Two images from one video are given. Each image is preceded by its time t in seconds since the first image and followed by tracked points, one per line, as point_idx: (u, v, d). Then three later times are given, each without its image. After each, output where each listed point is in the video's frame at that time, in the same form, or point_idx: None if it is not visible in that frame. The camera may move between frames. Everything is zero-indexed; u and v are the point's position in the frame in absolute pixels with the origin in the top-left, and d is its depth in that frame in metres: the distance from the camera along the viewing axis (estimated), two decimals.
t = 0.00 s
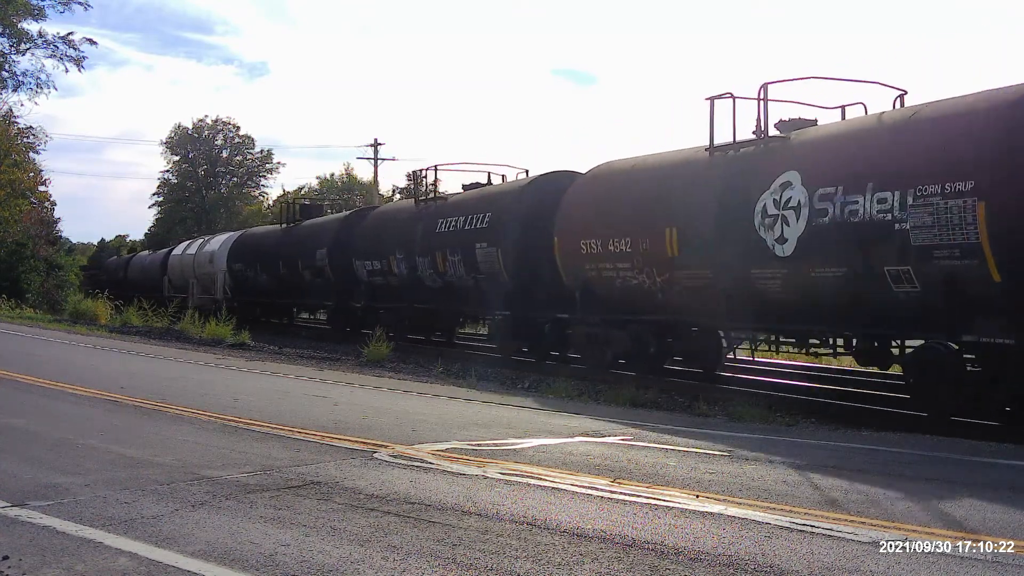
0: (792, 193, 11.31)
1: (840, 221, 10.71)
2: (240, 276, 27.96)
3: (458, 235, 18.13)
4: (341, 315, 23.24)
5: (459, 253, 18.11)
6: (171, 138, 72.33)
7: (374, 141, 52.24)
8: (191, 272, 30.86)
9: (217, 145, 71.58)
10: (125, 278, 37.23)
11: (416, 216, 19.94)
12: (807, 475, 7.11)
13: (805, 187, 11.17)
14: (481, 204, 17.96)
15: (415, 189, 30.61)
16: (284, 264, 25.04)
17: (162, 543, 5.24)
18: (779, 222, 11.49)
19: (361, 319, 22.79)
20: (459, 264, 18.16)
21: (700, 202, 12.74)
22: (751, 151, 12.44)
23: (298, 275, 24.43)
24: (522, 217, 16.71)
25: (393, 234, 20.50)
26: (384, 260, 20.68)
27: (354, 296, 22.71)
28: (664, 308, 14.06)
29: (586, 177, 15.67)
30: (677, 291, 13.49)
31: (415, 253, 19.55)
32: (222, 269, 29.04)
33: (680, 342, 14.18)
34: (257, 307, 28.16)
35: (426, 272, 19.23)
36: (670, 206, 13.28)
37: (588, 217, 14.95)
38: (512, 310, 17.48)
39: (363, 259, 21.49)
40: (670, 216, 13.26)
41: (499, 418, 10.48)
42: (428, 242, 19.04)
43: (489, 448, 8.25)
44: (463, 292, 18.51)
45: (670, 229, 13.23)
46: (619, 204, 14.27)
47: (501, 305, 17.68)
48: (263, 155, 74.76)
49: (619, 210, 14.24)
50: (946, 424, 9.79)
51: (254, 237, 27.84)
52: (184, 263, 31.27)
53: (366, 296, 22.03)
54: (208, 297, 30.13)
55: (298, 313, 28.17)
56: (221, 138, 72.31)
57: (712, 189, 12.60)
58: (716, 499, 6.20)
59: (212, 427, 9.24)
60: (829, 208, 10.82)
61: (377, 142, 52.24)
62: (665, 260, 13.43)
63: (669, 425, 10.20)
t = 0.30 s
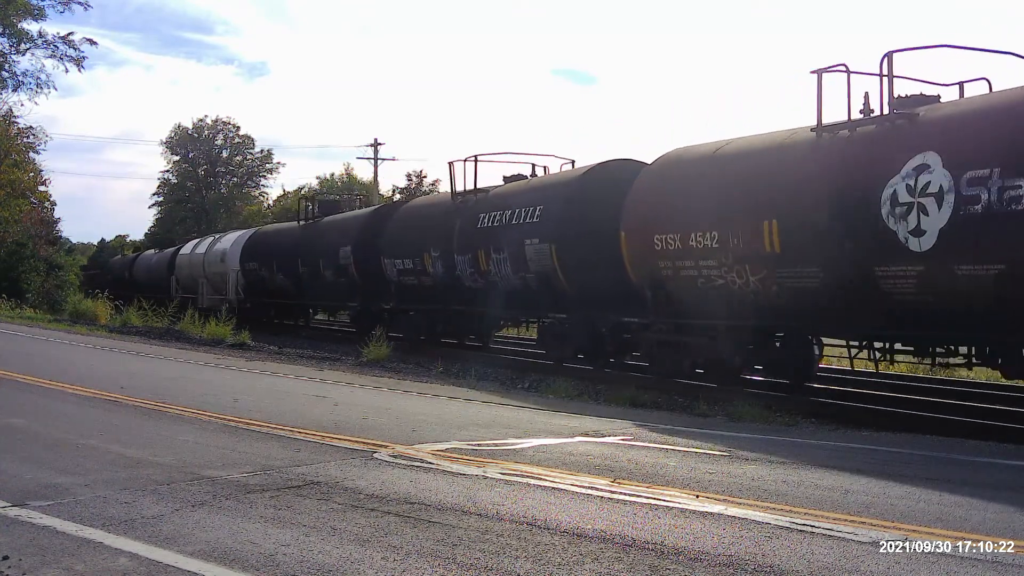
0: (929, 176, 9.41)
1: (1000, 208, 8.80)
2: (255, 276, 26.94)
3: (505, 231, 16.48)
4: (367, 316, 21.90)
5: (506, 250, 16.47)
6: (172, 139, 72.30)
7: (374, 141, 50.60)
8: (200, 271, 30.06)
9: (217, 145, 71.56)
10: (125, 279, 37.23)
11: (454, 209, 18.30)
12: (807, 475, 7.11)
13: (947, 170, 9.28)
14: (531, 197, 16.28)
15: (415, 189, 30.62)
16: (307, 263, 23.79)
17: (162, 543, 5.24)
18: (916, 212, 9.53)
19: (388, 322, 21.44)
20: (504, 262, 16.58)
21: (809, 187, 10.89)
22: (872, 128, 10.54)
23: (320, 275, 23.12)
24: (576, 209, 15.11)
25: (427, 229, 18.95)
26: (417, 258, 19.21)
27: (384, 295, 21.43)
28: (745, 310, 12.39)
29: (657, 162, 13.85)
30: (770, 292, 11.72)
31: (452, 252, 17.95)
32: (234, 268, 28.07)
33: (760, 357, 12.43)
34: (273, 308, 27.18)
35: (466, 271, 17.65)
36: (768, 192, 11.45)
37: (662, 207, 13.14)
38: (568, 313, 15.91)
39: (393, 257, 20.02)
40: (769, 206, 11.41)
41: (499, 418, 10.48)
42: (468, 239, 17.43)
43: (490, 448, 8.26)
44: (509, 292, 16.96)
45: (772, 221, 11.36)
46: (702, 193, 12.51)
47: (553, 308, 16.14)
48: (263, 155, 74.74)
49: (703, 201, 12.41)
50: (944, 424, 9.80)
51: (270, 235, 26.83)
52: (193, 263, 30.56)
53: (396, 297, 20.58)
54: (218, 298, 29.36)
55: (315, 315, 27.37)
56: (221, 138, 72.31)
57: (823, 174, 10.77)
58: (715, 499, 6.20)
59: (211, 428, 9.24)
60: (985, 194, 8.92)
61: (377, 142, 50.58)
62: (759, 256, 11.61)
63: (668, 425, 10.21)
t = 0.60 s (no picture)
0: None
1: None
2: (270, 275, 26.02)
3: (561, 226, 14.90)
4: (397, 318, 20.72)
5: (561, 246, 14.89)
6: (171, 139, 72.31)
7: (375, 141, 52.39)
8: (210, 272, 29.23)
9: (217, 145, 71.58)
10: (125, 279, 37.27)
11: (503, 201, 16.70)
12: (807, 475, 7.11)
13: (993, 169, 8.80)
14: (592, 186, 14.61)
15: (414, 189, 30.64)
16: (330, 262, 22.50)
17: (162, 543, 5.24)
18: None
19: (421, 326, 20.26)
20: (558, 260, 15.03)
21: (901, 178, 9.62)
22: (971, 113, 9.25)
23: (344, 275, 21.89)
24: (645, 201, 13.46)
25: (469, 224, 17.43)
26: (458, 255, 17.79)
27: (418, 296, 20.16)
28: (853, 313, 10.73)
29: (752, 139, 12.06)
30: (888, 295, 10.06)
31: (499, 249, 16.41)
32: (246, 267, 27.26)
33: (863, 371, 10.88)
34: (290, 309, 26.27)
35: (515, 271, 16.13)
36: (888, 177, 9.76)
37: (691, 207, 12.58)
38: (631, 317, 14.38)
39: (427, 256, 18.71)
40: (892, 195, 9.71)
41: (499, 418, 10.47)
42: (516, 234, 15.91)
43: (490, 448, 8.26)
44: (562, 294, 15.41)
45: (894, 211, 9.69)
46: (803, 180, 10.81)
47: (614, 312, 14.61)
48: (263, 156, 74.83)
49: (808, 184, 10.72)
50: (944, 424, 9.79)
51: (286, 233, 25.76)
52: (202, 263, 29.77)
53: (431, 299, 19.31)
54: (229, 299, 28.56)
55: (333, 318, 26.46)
56: (221, 138, 72.32)
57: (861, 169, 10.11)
58: (716, 499, 6.20)
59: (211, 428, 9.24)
60: None
61: (377, 142, 52.37)
62: (878, 250, 9.92)
63: (668, 425, 10.21)
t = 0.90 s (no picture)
0: None
1: None
2: (287, 274, 25.15)
3: (625, 221, 13.74)
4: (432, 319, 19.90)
5: (629, 243, 13.66)
6: (171, 139, 72.32)
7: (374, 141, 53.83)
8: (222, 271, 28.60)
9: (217, 145, 71.59)
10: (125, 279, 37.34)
11: (560, 193, 15.57)
12: (807, 475, 7.10)
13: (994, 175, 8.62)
14: (655, 178, 13.49)
15: (415, 189, 30.65)
16: (360, 258, 21.38)
17: (162, 543, 5.24)
18: None
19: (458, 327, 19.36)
20: (624, 258, 13.84)
21: (904, 181, 9.47)
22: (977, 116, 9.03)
23: (372, 274, 20.98)
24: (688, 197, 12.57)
25: (520, 218, 16.33)
26: (507, 253, 16.75)
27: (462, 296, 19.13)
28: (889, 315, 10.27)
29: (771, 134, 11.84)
30: (940, 287, 9.38)
31: (553, 245, 15.39)
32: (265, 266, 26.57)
33: (908, 373, 10.13)
34: (308, 311, 25.36)
35: (570, 269, 15.13)
36: (959, 170, 8.95)
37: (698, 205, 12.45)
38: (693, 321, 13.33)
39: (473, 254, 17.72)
40: (895, 198, 9.56)
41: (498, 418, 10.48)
42: (574, 229, 14.84)
43: (490, 448, 8.26)
44: (629, 295, 14.23)
45: (960, 206, 8.91)
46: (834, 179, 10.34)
47: (687, 317, 13.42)
48: (263, 155, 74.92)
49: (871, 174, 9.87)
50: (945, 425, 9.78)
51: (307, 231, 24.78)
52: (213, 263, 29.15)
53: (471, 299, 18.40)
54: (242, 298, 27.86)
55: (353, 318, 25.55)
56: (221, 138, 72.33)
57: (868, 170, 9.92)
58: (715, 499, 6.20)
59: (211, 428, 9.23)
60: None
61: (377, 142, 53.81)
62: (927, 244, 9.27)
63: (668, 425, 10.20)
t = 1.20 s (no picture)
0: None
1: None
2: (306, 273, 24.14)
3: (712, 210, 12.19)
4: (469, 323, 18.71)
5: (717, 237, 12.12)
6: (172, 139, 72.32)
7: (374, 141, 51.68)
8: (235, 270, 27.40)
9: (217, 145, 71.57)
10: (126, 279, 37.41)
11: (628, 183, 14.09)
12: (807, 475, 7.10)
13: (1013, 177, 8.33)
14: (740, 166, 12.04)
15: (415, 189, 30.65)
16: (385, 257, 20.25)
17: (162, 543, 5.24)
18: None
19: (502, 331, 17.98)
20: (710, 256, 12.31)
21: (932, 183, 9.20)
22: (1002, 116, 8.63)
23: (403, 275, 19.80)
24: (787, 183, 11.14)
25: (579, 212, 14.89)
26: (563, 251, 15.34)
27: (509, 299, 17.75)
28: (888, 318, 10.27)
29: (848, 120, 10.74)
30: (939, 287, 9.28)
31: (620, 243, 13.94)
32: (280, 266, 25.52)
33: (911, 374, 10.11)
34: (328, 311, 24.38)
35: (641, 268, 13.65)
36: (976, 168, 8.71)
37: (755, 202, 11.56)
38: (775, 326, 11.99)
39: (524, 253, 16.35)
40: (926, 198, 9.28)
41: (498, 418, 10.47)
42: (643, 222, 13.42)
43: (490, 449, 8.25)
44: (712, 297, 12.72)
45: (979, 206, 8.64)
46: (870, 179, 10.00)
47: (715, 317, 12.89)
48: (263, 155, 74.97)
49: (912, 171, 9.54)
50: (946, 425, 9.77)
51: (329, 228, 23.66)
52: (224, 262, 28.14)
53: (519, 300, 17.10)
54: (254, 298, 26.70)
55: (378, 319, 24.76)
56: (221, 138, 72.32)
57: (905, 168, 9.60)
58: (715, 499, 6.20)
59: (211, 428, 9.23)
60: None
61: (377, 142, 51.69)
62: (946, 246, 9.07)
63: (668, 425, 10.20)
